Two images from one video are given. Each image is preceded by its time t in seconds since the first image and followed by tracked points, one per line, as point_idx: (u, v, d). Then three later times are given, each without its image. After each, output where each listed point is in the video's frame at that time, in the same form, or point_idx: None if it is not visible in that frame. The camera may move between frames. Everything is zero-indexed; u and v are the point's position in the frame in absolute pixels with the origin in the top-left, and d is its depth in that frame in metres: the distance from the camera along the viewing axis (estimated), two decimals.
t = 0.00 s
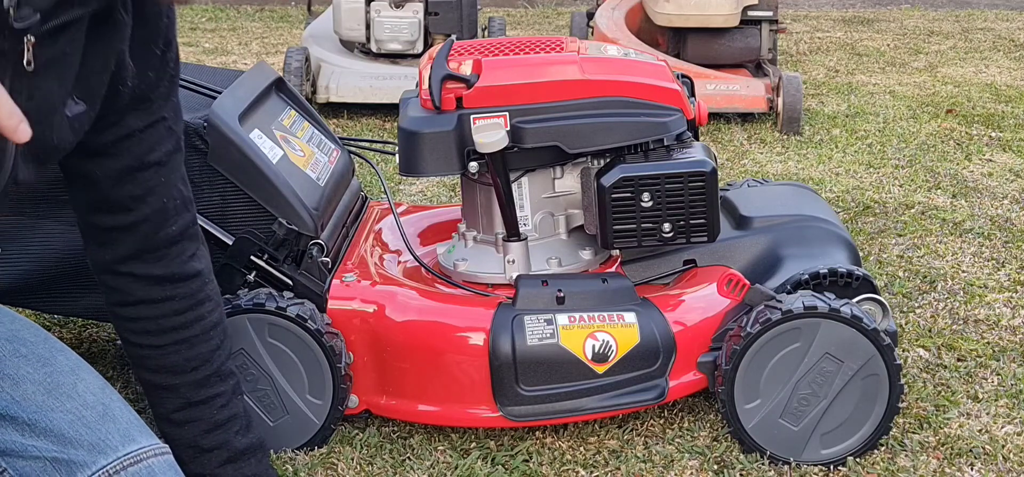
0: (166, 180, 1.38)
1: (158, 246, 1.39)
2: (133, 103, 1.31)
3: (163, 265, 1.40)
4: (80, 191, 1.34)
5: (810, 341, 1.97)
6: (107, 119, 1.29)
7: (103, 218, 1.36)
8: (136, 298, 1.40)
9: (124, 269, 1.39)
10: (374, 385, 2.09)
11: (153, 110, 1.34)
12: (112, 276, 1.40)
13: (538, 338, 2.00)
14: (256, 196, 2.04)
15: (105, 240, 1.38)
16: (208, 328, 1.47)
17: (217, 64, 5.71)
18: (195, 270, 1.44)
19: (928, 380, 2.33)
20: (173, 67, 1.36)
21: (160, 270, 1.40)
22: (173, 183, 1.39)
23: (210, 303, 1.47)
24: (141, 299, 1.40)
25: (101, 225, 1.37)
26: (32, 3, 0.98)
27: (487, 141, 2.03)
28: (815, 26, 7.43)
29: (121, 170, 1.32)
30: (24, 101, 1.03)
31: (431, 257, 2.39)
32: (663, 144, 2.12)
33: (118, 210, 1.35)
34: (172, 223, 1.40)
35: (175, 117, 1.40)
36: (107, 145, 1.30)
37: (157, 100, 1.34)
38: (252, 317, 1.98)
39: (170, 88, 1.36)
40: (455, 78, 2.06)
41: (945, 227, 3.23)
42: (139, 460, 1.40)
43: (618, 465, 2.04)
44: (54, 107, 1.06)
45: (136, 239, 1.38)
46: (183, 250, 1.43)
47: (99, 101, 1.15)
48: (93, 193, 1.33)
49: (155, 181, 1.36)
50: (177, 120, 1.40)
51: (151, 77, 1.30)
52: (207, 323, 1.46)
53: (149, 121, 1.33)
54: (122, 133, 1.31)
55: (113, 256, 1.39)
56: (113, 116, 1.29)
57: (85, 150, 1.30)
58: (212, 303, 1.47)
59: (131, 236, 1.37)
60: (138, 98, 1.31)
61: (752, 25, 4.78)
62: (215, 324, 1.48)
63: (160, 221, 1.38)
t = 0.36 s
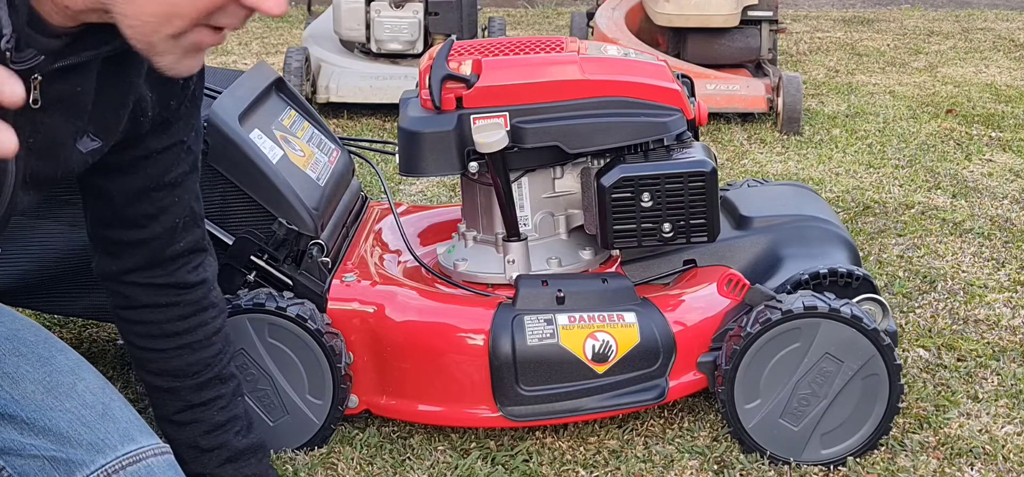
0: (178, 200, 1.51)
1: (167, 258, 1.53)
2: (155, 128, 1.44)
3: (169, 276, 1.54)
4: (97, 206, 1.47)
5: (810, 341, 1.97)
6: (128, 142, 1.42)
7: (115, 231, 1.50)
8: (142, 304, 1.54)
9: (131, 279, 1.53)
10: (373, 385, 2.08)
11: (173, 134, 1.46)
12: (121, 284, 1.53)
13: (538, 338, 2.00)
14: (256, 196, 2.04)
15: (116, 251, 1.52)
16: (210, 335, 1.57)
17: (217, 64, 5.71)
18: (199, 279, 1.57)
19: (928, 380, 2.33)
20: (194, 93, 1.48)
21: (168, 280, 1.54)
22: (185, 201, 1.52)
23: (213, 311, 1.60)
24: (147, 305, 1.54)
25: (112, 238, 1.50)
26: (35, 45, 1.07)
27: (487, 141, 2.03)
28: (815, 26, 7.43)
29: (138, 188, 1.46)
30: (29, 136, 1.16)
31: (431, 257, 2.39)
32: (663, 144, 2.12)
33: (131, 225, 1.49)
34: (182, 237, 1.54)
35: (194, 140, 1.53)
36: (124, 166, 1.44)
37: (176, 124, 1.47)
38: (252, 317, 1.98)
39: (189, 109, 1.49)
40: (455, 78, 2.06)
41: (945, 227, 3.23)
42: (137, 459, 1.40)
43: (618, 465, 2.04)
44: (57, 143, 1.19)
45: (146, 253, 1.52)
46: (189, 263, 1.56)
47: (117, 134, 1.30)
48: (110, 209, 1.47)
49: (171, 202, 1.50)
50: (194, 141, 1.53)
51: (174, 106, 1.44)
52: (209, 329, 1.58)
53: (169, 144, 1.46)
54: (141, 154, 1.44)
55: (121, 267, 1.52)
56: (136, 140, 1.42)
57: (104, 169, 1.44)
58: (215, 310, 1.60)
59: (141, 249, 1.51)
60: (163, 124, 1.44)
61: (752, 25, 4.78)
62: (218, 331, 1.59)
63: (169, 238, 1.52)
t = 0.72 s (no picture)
0: (179, 201, 1.54)
1: (167, 259, 1.55)
2: (155, 128, 1.49)
3: (170, 276, 1.55)
4: (98, 206, 1.51)
5: (809, 341, 1.97)
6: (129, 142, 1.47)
7: (116, 232, 1.53)
8: (142, 304, 1.55)
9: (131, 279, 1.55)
10: (373, 385, 2.08)
11: (173, 134, 1.51)
12: (121, 286, 1.56)
13: (538, 338, 2.01)
14: (256, 196, 2.04)
15: (117, 252, 1.54)
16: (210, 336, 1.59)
17: (217, 64, 5.71)
18: (199, 279, 1.58)
19: (929, 380, 2.33)
20: (194, 94, 1.53)
21: (168, 280, 1.55)
22: (186, 202, 1.55)
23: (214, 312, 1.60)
24: (148, 306, 1.55)
25: (113, 239, 1.53)
26: (39, 45, 1.19)
27: (487, 141, 2.03)
28: (815, 26, 7.43)
29: (139, 188, 1.50)
30: (34, 137, 1.29)
31: (431, 257, 2.39)
32: (663, 144, 2.12)
33: (131, 225, 1.52)
34: (182, 239, 1.56)
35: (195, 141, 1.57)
36: (124, 165, 1.48)
37: (177, 124, 1.51)
38: (251, 317, 1.98)
39: (190, 110, 1.53)
40: (455, 78, 2.06)
41: (945, 227, 3.23)
42: (137, 459, 1.40)
43: (617, 465, 2.07)
44: (63, 142, 1.31)
45: (146, 254, 1.54)
46: (190, 264, 1.58)
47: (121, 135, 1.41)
48: (111, 209, 1.51)
49: (172, 202, 1.53)
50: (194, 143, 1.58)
51: (174, 106, 1.49)
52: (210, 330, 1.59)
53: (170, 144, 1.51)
54: (141, 154, 1.48)
55: (121, 268, 1.55)
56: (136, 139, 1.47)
57: (105, 170, 1.48)
58: (216, 310, 1.61)
59: (141, 250, 1.54)
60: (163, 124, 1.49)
61: (752, 25, 4.78)
62: (218, 331, 1.60)
63: (169, 239, 1.54)
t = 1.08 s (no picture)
0: (179, 200, 1.54)
1: (166, 258, 1.55)
2: (155, 126, 1.50)
3: (169, 276, 1.55)
4: (98, 205, 1.52)
5: (809, 341, 1.97)
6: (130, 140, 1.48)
7: (115, 231, 1.53)
8: (142, 304, 1.55)
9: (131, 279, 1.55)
10: (373, 386, 2.08)
11: (173, 132, 1.52)
12: (121, 286, 1.56)
13: (538, 338, 2.01)
14: (256, 196, 2.04)
15: (116, 251, 1.55)
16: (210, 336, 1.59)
17: (217, 64, 5.71)
18: (199, 279, 1.58)
19: (929, 380, 2.33)
20: (194, 93, 1.54)
21: (167, 279, 1.55)
22: (186, 201, 1.56)
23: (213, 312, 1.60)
24: (148, 306, 1.55)
25: (112, 239, 1.54)
26: (45, 42, 1.19)
27: (487, 141, 2.03)
28: (815, 26, 7.42)
29: (138, 187, 1.50)
30: (39, 134, 1.29)
31: (431, 257, 2.39)
32: (663, 144, 2.12)
33: (131, 225, 1.53)
34: (182, 238, 1.56)
35: (194, 140, 1.58)
36: (124, 163, 1.49)
37: (176, 122, 1.52)
38: (251, 317, 1.98)
39: (190, 109, 1.54)
40: (455, 78, 2.06)
41: (945, 227, 3.23)
42: (138, 458, 1.41)
43: (617, 465, 2.07)
44: (66, 140, 1.31)
45: (146, 254, 1.54)
46: (190, 263, 1.58)
47: (124, 133, 1.42)
48: (111, 208, 1.51)
49: (171, 200, 1.54)
50: (194, 142, 1.58)
51: (174, 104, 1.49)
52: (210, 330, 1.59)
53: (170, 142, 1.52)
54: (141, 152, 1.49)
55: (121, 268, 1.55)
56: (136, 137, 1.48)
57: (105, 169, 1.49)
58: (216, 310, 1.60)
59: (141, 250, 1.54)
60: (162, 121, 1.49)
61: (752, 25, 4.78)
62: (218, 331, 1.60)
63: (169, 239, 1.54)
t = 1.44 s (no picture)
0: (178, 199, 1.54)
1: (166, 258, 1.55)
2: (154, 125, 1.50)
3: (169, 276, 1.55)
4: (97, 204, 1.52)
5: (809, 341, 1.97)
6: (129, 140, 1.48)
7: (114, 230, 1.53)
8: (142, 304, 1.55)
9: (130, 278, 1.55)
10: (373, 386, 2.08)
11: (173, 131, 1.52)
12: (121, 285, 1.56)
13: (538, 338, 2.01)
14: (256, 196, 2.04)
15: (116, 250, 1.55)
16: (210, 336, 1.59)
17: (217, 64, 5.71)
18: (199, 279, 1.58)
19: (929, 380, 2.33)
20: (193, 91, 1.53)
21: (167, 279, 1.55)
22: (185, 200, 1.56)
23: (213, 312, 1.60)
24: (148, 305, 1.55)
25: (112, 238, 1.53)
26: (44, 40, 1.19)
27: (487, 141, 2.03)
28: (815, 26, 7.42)
29: (138, 186, 1.50)
30: (38, 133, 1.29)
31: (431, 257, 2.39)
32: (663, 144, 2.12)
33: (130, 224, 1.53)
34: (182, 238, 1.56)
35: (193, 139, 1.58)
36: (124, 162, 1.49)
37: (176, 121, 1.52)
38: (251, 317, 1.98)
39: (189, 108, 1.54)
40: (455, 78, 2.06)
41: (945, 227, 3.23)
42: (139, 458, 1.41)
43: (617, 465, 2.07)
44: (66, 138, 1.31)
45: (145, 253, 1.54)
46: (189, 262, 1.58)
47: (123, 132, 1.42)
48: (110, 207, 1.51)
49: (170, 199, 1.53)
50: (194, 141, 1.58)
51: (173, 103, 1.49)
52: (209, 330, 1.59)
53: (169, 141, 1.51)
54: (140, 151, 1.49)
55: (121, 267, 1.55)
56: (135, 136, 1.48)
57: (105, 168, 1.49)
58: (216, 310, 1.60)
59: (141, 249, 1.54)
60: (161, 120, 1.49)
61: (752, 25, 4.78)
62: (218, 331, 1.60)
63: (169, 238, 1.54)
